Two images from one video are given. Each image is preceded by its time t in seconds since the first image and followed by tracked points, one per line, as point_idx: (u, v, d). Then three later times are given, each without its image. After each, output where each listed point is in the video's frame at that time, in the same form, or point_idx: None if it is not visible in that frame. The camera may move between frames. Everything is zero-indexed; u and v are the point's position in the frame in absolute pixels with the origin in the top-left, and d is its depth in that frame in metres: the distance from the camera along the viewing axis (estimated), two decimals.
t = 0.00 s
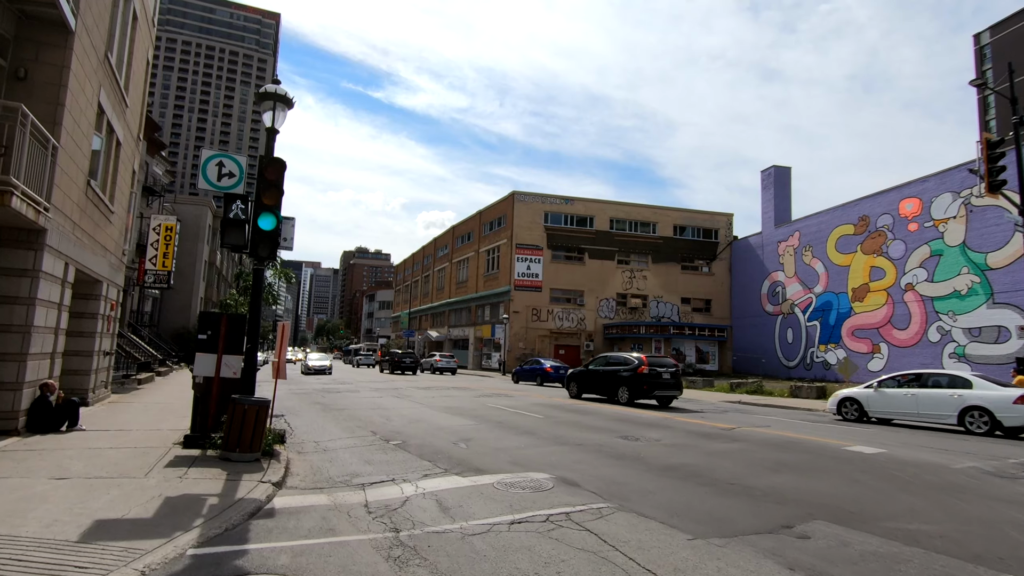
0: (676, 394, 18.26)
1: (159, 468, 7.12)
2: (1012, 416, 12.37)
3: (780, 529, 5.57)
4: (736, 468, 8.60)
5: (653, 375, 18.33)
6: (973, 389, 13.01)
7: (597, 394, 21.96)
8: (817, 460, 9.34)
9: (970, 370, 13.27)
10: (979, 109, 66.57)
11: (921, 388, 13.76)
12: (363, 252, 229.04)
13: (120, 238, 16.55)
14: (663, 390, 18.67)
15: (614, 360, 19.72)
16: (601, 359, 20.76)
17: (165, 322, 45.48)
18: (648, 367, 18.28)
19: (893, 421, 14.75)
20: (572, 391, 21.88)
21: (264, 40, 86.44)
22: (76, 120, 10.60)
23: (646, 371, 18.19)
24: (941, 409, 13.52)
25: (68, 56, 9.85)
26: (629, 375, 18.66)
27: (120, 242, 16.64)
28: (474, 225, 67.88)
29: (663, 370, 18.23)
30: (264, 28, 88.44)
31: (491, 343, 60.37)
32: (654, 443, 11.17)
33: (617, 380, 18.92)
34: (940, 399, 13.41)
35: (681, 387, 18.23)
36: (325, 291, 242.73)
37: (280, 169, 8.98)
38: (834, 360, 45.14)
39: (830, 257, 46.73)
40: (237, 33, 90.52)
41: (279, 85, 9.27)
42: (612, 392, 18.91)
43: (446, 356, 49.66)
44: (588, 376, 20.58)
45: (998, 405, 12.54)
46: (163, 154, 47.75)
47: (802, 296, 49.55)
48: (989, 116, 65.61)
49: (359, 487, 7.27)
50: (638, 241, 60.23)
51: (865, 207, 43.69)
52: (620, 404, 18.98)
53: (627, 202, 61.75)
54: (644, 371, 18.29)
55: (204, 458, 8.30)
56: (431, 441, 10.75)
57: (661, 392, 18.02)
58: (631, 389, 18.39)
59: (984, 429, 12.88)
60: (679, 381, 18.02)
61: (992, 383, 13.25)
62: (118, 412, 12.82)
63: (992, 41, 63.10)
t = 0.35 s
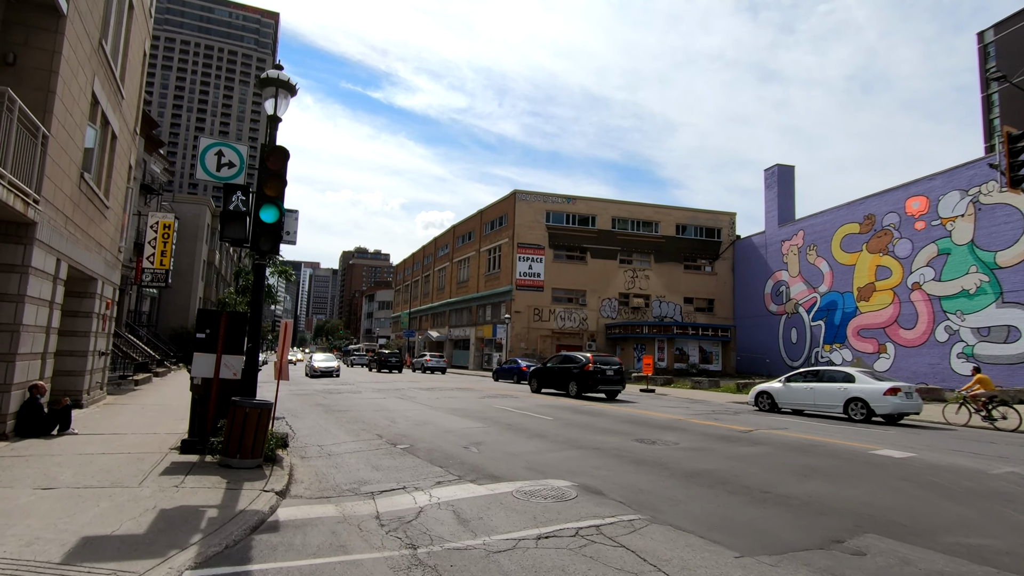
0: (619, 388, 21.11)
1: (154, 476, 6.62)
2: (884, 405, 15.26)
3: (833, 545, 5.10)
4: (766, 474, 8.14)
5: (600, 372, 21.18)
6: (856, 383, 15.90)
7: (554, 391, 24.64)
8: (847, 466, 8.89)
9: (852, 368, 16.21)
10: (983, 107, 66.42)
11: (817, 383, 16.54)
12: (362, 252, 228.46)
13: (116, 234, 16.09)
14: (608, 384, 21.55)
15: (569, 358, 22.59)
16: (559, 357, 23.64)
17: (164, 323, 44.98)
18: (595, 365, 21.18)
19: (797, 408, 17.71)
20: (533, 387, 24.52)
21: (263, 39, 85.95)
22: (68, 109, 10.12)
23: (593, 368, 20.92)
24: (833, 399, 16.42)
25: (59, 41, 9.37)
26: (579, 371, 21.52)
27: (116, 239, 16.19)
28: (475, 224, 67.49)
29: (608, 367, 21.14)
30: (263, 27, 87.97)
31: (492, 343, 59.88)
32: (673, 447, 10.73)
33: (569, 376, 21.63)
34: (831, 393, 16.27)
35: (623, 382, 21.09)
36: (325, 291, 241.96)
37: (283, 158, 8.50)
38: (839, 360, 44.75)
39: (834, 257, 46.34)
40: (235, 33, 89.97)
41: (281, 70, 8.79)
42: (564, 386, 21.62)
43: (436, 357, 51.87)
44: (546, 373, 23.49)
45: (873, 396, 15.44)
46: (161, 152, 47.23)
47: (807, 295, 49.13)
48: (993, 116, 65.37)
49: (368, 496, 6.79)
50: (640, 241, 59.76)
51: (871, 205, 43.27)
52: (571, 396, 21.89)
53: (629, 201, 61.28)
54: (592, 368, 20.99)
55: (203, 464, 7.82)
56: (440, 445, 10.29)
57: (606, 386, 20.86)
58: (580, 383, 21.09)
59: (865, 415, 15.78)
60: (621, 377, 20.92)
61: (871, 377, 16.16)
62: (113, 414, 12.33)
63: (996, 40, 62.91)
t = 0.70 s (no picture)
0: (573, 378, 24.58)
1: (148, 477, 6.21)
2: (787, 392, 18.28)
3: (884, 559, 4.73)
4: (791, 477, 7.78)
5: (555, 363, 24.57)
6: (767, 374, 18.94)
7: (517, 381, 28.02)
8: (873, 467, 8.55)
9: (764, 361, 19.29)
10: (988, 103, 66.03)
11: (737, 373, 19.70)
12: (360, 246, 227.55)
13: (112, 223, 15.61)
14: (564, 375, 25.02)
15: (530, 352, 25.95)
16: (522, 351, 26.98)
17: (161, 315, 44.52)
18: (551, 358, 24.60)
19: (721, 395, 20.79)
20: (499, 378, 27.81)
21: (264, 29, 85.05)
22: (59, 88, 9.62)
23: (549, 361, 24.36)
24: (748, 387, 19.59)
25: (47, 16, 8.87)
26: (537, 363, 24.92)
27: (112, 228, 15.72)
28: (476, 218, 67.00)
29: (563, 359, 24.64)
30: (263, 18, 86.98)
31: (493, 338, 59.55)
32: (687, 446, 10.40)
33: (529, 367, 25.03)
34: (746, 381, 19.33)
35: (576, 372, 24.57)
36: (323, 284, 241.00)
37: (286, 142, 8.03)
38: (842, 358, 44.38)
39: (839, 253, 45.90)
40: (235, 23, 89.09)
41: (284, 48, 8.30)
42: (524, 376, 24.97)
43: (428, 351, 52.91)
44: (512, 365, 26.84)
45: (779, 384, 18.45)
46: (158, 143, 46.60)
47: (810, 292, 48.77)
48: (998, 112, 65.04)
49: (376, 500, 6.39)
50: (642, 236, 59.31)
51: (876, 201, 42.84)
52: (532, 385, 25.30)
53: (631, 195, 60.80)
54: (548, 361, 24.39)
55: (200, 464, 7.39)
56: (447, 443, 9.94)
57: (561, 376, 24.25)
58: (538, 373, 24.53)
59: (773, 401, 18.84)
60: (574, 367, 24.43)
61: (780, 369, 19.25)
62: (107, 410, 11.89)
63: (1002, 36, 62.36)
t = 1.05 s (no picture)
0: (540, 374, 26.99)
1: (144, 489, 5.79)
2: (717, 386, 20.95)
3: None
4: (826, 487, 7.35)
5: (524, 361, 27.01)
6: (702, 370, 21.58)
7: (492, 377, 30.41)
8: (908, 476, 8.12)
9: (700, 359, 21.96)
10: (995, 102, 65.28)
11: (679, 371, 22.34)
12: (362, 245, 227.15)
13: (111, 220, 15.17)
14: (531, 372, 27.57)
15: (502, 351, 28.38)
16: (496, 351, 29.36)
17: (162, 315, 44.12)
18: (520, 356, 27.03)
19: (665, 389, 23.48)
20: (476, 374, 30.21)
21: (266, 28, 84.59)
22: (52, 76, 9.16)
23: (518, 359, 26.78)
24: (687, 383, 22.34)
25: None
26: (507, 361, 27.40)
27: (110, 225, 15.28)
28: (479, 217, 66.56)
29: (530, 357, 27.26)
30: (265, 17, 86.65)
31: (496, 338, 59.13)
32: (708, 452, 9.98)
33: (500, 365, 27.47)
34: (685, 376, 21.95)
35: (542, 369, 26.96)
36: (324, 284, 240.63)
37: (291, 131, 7.57)
38: (850, 358, 43.86)
39: (847, 252, 45.34)
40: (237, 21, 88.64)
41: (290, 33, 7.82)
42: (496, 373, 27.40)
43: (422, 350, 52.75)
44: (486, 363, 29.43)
45: (712, 379, 21.12)
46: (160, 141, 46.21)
47: (817, 292, 48.24)
48: (1006, 111, 64.46)
49: (388, 513, 5.95)
50: (647, 235, 58.82)
51: (885, 200, 42.28)
52: (502, 381, 27.90)
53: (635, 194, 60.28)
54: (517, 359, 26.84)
55: (200, 473, 6.96)
56: (458, 448, 9.53)
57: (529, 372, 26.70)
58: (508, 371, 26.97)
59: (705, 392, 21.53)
60: (540, 365, 26.99)
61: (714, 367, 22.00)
62: (105, 412, 11.49)
63: (1010, 33, 61.55)
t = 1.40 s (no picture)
0: (504, 375, 29.03)
1: (132, 504, 5.30)
2: (656, 384, 23.54)
3: None
4: (858, 500, 6.96)
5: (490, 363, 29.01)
6: (643, 371, 24.22)
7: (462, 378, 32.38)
8: (938, 488, 7.76)
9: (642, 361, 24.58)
10: (990, 111, 65.28)
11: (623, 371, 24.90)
12: (356, 248, 226.07)
13: (101, 217, 14.59)
14: (497, 373, 29.50)
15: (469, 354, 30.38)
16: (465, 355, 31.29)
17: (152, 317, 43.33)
18: (486, 358, 28.99)
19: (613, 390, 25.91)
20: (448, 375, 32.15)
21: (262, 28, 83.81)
22: (41, 62, 8.68)
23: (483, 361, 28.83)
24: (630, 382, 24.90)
25: None
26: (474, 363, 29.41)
27: (101, 222, 14.74)
28: (475, 220, 66.12)
29: (495, 360, 29.29)
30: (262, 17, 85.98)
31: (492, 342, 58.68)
32: (723, 462, 9.60)
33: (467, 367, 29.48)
34: (628, 377, 24.47)
35: (507, 370, 29.02)
36: (318, 286, 239.07)
37: (294, 120, 7.15)
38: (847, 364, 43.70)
39: (844, 259, 45.24)
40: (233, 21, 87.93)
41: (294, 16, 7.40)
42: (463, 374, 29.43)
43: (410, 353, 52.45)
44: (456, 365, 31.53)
45: (651, 378, 23.70)
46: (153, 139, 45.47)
47: (814, 298, 48.12)
48: (1000, 119, 64.53)
49: (398, 530, 5.51)
50: (644, 239, 58.59)
51: (883, 207, 42.26)
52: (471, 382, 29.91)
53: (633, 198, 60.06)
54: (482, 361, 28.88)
55: (193, 482, 6.49)
56: (464, 456, 9.08)
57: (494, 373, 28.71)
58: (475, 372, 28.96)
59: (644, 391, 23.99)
60: (505, 366, 28.98)
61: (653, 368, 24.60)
62: (91, 416, 10.97)
63: (1005, 43, 61.76)
